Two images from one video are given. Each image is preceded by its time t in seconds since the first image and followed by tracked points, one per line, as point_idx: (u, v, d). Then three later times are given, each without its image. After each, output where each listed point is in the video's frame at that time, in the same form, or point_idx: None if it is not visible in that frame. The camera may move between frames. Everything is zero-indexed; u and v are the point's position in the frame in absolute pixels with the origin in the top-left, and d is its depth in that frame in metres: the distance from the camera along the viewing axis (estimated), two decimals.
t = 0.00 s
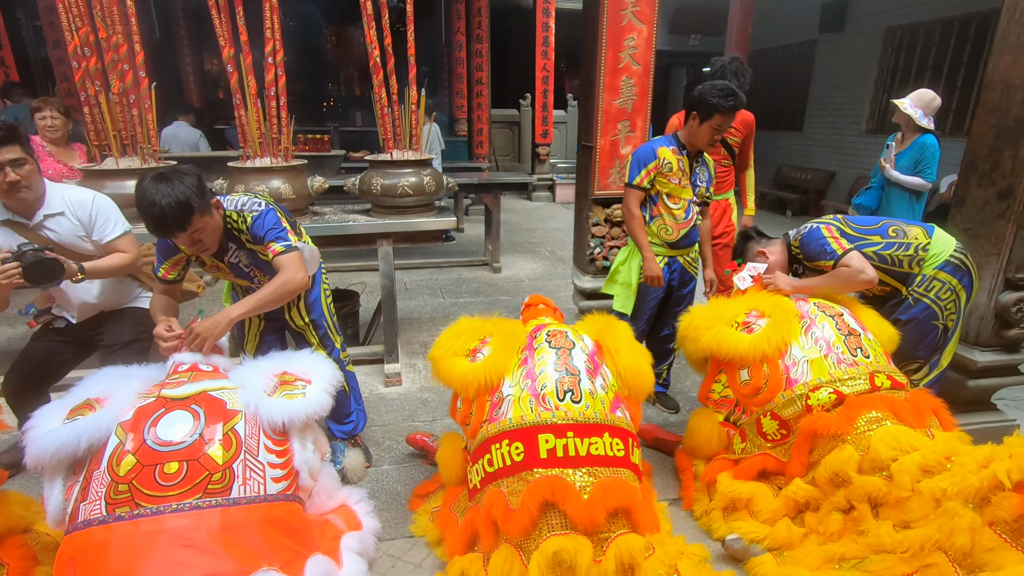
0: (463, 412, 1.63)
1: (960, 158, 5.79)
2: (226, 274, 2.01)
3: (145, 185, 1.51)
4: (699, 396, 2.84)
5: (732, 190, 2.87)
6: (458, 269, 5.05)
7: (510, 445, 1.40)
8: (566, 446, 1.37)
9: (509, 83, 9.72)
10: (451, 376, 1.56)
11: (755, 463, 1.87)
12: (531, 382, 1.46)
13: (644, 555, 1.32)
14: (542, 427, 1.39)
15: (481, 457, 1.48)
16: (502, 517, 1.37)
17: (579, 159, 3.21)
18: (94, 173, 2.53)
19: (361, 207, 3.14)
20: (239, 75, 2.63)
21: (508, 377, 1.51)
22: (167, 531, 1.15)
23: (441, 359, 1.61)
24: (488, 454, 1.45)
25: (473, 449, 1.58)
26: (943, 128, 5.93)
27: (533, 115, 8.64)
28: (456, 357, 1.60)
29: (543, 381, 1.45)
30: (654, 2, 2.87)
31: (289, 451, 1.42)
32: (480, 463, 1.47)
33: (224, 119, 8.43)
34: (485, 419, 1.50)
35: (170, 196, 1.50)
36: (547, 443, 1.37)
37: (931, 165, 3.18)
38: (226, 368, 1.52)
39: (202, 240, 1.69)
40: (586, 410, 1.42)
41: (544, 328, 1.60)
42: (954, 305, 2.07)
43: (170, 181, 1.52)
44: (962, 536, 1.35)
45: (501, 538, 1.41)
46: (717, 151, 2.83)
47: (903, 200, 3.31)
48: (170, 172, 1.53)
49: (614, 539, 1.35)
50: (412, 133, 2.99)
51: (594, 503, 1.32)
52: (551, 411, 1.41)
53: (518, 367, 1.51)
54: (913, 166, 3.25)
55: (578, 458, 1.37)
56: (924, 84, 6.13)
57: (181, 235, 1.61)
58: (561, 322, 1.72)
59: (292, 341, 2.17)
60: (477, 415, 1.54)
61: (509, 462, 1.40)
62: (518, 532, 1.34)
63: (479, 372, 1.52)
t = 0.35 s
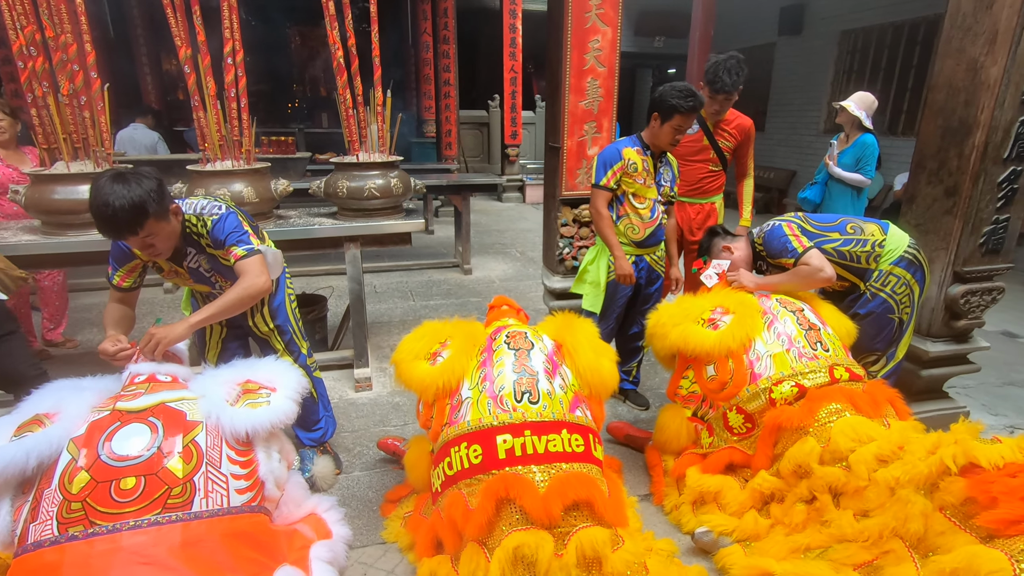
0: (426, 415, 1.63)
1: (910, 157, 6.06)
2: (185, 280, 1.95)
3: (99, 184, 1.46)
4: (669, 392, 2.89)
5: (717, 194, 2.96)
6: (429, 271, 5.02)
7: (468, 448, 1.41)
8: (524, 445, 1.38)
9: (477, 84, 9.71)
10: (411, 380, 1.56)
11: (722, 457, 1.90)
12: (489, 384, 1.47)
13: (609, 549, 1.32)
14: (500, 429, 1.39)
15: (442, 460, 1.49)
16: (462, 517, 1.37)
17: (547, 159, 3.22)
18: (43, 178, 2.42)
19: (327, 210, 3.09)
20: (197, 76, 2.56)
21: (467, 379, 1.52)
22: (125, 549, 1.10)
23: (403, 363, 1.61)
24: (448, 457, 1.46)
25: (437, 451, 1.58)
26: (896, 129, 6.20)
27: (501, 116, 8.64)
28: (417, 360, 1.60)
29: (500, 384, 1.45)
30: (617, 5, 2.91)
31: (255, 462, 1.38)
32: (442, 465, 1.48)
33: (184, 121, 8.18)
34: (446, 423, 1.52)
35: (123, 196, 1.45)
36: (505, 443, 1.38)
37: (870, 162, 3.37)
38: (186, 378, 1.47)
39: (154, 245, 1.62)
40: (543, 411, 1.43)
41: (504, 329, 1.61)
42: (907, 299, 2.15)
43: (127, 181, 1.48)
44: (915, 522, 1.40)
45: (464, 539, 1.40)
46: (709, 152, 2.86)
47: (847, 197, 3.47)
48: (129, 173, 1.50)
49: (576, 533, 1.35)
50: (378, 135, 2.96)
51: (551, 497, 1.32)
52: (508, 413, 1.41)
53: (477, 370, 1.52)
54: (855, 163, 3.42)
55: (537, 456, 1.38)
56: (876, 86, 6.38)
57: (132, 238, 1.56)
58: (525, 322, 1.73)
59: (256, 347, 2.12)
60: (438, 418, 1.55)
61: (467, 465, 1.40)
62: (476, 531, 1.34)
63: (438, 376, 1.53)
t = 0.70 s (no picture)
0: (408, 423, 1.63)
1: (880, 155, 6.22)
2: (161, 281, 1.91)
3: (76, 181, 1.43)
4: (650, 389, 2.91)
5: (693, 195, 2.99)
6: (410, 272, 4.99)
7: (455, 458, 1.41)
8: (510, 450, 1.38)
9: (455, 84, 9.69)
10: (392, 389, 1.55)
11: (703, 451, 1.93)
12: (472, 393, 1.47)
13: (597, 549, 1.34)
14: (485, 437, 1.40)
15: (428, 470, 1.48)
16: (449, 525, 1.36)
17: (528, 159, 3.23)
18: (8, 180, 2.33)
19: (306, 211, 3.05)
20: (169, 75, 2.51)
21: (449, 388, 1.52)
22: (103, 558, 1.07)
23: (382, 372, 1.60)
24: (433, 467, 1.46)
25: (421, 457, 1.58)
26: (866, 128, 6.36)
27: (480, 116, 8.63)
28: (397, 369, 1.59)
29: (483, 391, 1.45)
30: (595, 5, 2.93)
31: (236, 467, 1.36)
32: (427, 474, 1.48)
33: (156, 122, 8.01)
34: (429, 432, 1.51)
35: (104, 193, 1.42)
36: (492, 450, 1.38)
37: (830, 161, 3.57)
38: (165, 382, 1.44)
39: (135, 244, 1.58)
40: (528, 417, 1.44)
41: (485, 334, 1.60)
42: (882, 293, 2.21)
43: (107, 178, 1.45)
44: (893, 506, 1.42)
45: (451, 546, 1.39)
46: (680, 150, 2.90)
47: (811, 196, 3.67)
48: (110, 170, 1.47)
49: (562, 535, 1.35)
50: (357, 135, 2.94)
51: (539, 500, 1.32)
52: (492, 420, 1.42)
53: (458, 378, 1.51)
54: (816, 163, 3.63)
55: (525, 460, 1.38)
56: (847, 86, 6.54)
57: (113, 237, 1.52)
58: (505, 325, 1.73)
59: (234, 350, 2.09)
60: (421, 427, 1.55)
61: (454, 474, 1.40)
62: (464, 539, 1.34)
63: (419, 386, 1.52)
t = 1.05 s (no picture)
0: (403, 423, 1.62)
1: (865, 154, 6.30)
2: (145, 283, 1.87)
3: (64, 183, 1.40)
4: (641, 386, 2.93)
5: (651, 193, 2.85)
6: (399, 272, 4.97)
7: (451, 457, 1.41)
8: (507, 449, 1.38)
9: (444, 83, 9.66)
10: (387, 389, 1.54)
11: (695, 448, 1.95)
12: (469, 392, 1.46)
13: (591, 546, 1.34)
14: (482, 436, 1.39)
15: (423, 469, 1.48)
16: (443, 523, 1.36)
17: (517, 158, 3.23)
18: None
19: (294, 210, 3.02)
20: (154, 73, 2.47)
21: (445, 387, 1.51)
22: (90, 563, 1.06)
23: (377, 371, 1.59)
24: (430, 467, 1.45)
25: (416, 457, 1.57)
26: (851, 126, 6.44)
27: (469, 115, 8.61)
28: (392, 368, 1.58)
29: (480, 390, 1.45)
30: (583, 4, 2.93)
31: (226, 469, 1.34)
32: (423, 473, 1.47)
33: (139, 121, 7.91)
34: (425, 431, 1.51)
35: (96, 195, 1.40)
36: (489, 449, 1.38)
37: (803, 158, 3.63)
38: (152, 385, 1.42)
39: (127, 244, 1.55)
40: (524, 416, 1.44)
41: (480, 333, 1.60)
42: (872, 289, 2.23)
43: (96, 178, 1.42)
44: (886, 501, 1.44)
45: (444, 544, 1.39)
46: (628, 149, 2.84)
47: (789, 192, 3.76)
48: (97, 170, 1.44)
49: (557, 532, 1.35)
50: (346, 134, 2.93)
51: (536, 498, 1.33)
52: (489, 419, 1.41)
53: (455, 376, 1.51)
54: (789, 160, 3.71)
55: (521, 459, 1.38)
56: (832, 85, 6.62)
57: (106, 238, 1.50)
58: (499, 324, 1.72)
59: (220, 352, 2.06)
60: (417, 427, 1.54)
61: (450, 473, 1.40)
62: (461, 538, 1.34)
63: (415, 385, 1.51)
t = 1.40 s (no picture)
0: (396, 428, 1.61)
1: (850, 159, 6.39)
2: (131, 287, 1.85)
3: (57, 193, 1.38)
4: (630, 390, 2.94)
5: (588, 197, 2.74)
6: (388, 276, 4.95)
7: (446, 463, 1.40)
8: (501, 454, 1.38)
9: (433, 87, 9.66)
10: (381, 395, 1.54)
11: (684, 451, 1.96)
12: (463, 397, 1.46)
13: (583, 551, 1.34)
14: (477, 441, 1.40)
15: (417, 475, 1.47)
16: (442, 532, 1.36)
17: (507, 162, 3.24)
18: None
19: (282, 214, 3.01)
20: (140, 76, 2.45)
21: (439, 392, 1.51)
22: (74, 572, 1.04)
23: (369, 377, 1.58)
24: (423, 472, 1.45)
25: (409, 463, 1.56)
26: (836, 132, 6.53)
27: (459, 119, 8.62)
28: (384, 374, 1.58)
29: (475, 395, 1.45)
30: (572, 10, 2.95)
31: (213, 475, 1.33)
32: (416, 479, 1.47)
33: (124, 124, 7.81)
34: (418, 437, 1.50)
35: (92, 204, 1.39)
36: (483, 455, 1.38)
37: (763, 167, 3.83)
38: (138, 391, 1.41)
39: (120, 251, 1.54)
40: (518, 421, 1.44)
41: (473, 338, 1.60)
42: (859, 293, 2.26)
43: (91, 187, 1.41)
44: (869, 504, 1.46)
45: (439, 551, 1.39)
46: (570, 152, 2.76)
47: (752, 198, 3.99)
48: (91, 177, 1.43)
49: (550, 537, 1.35)
50: (334, 138, 2.93)
51: (531, 505, 1.33)
52: (484, 424, 1.42)
53: (448, 382, 1.51)
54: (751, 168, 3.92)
55: (515, 464, 1.38)
56: (817, 91, 6.71)
57: (101, 247, 1.49)
58: (491, 328, 1.73)
59: (206, 357, 2.06)
60: (410, 432, 1.54)
61: (444, 479, 1.40)
62: (457, 545, 1.34)
63: (408, 391, 1.50)
